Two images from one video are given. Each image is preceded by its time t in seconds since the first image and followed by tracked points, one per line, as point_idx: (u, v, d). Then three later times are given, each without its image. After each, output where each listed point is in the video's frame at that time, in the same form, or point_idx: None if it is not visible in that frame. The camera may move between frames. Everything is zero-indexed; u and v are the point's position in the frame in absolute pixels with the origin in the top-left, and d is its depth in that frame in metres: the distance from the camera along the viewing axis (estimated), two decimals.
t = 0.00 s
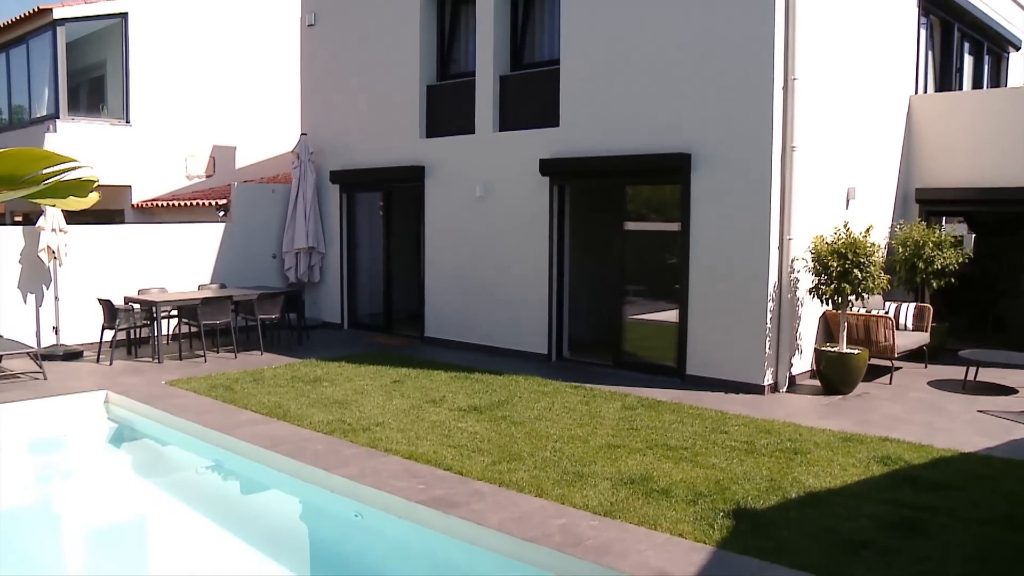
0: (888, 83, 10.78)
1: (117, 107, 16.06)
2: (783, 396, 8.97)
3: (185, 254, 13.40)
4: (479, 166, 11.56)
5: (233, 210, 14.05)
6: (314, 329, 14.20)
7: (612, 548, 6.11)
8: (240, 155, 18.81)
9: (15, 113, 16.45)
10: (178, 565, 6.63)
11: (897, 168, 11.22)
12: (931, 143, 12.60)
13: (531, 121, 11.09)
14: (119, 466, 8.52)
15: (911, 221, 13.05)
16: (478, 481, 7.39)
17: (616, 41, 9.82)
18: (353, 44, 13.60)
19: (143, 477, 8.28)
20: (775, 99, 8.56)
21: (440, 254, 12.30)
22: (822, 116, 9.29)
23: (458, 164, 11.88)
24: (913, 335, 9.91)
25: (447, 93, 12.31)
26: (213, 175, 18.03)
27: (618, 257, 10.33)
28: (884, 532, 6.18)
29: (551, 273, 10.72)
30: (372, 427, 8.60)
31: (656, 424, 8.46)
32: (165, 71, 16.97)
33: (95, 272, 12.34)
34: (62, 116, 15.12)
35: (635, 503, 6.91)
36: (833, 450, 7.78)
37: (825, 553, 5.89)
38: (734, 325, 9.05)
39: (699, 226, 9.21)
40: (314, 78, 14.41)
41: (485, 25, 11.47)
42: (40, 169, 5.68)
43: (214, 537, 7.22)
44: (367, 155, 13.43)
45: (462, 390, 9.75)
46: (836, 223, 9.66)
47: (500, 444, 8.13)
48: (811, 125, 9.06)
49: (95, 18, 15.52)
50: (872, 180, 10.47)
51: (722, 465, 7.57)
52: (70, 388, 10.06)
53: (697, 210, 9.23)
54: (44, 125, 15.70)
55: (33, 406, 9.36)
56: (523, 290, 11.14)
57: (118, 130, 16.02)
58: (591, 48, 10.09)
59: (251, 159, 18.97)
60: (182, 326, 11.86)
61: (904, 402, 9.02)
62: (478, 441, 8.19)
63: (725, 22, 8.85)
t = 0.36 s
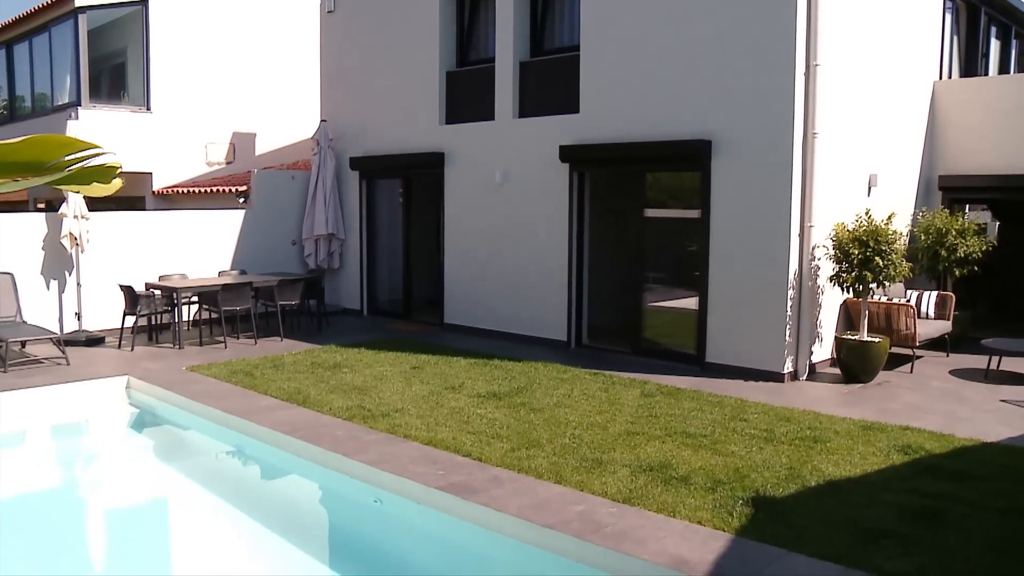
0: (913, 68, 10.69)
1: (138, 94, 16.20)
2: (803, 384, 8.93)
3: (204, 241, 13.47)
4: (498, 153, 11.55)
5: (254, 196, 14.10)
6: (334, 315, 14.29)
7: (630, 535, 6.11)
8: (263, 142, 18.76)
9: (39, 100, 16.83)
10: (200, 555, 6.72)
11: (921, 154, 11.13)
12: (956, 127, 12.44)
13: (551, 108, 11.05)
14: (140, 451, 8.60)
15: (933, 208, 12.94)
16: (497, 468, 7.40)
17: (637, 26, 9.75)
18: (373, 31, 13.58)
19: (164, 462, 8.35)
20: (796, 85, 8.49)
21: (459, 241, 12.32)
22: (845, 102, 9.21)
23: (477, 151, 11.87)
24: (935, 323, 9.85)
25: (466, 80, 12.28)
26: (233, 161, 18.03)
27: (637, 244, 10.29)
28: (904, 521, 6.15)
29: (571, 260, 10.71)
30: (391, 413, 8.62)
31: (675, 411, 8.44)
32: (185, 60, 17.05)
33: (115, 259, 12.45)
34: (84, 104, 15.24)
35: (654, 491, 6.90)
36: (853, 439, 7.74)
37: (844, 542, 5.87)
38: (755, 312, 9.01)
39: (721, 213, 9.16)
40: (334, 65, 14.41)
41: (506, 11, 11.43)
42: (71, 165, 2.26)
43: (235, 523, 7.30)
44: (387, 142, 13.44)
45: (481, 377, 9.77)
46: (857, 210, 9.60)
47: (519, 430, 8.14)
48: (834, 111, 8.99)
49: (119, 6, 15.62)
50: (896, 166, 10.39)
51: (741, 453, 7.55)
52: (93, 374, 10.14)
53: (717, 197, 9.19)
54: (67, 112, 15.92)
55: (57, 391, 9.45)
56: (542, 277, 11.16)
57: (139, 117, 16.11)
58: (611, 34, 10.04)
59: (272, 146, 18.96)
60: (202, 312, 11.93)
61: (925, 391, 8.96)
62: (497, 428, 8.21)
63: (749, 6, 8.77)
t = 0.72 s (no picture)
0: (945, 54, 10.57)
1: (165, 82, 16.37)
2: (829, 374, 8.88)
3: (229, 230, 13.55)
4: (524, 141, 11.54)
5: (280, 184, 14.20)
6: (360, 303, 14.38)
7: (655, 524, 6.10)
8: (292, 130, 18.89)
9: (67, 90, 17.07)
10: (227, 541, 6.80)
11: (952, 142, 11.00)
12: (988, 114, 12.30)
13: (577, 96, 11.02)
14: (167, 436, 8.69)
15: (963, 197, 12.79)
16: (521, 456, 7.41)
17: (665, 13, 9.68)
18: (399, 19, 13.58)
19: (190, 448, 8.44)
20: (824, 73, 8.41)
21: (484, 230, 12.35)
22: (874, 90, 9.12)
23: (502, 139, 11.87)
24: (963, 314, 9.76)
25: (492, 68, 12.25)
26: (259, 150, 18.10)
27: (662, 233, 10.25)
28: (931, 513, 6.10)
29: (596, 248, 10.70)
30: (416, 401, 8.65)
31: (700, 401, 8.41)
32: (212, 48, 17.16)
33: (143, 247, 12.60)
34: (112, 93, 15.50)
35: (679, 480, 6.89)
36: (879, 429, 7.68)
37: (870, 533, 5.83)
38: (782, 301, 8.96)
39: (747, 202, 9.11)
40: (360, 54, 14.44)
41: None
42: (98, 153, 1.81)
43: (261, 508, 7.37)
44: (412, 131, 13.46)
45: (506, 365, 9.78)
46: (885, 199, 9.51)
47: (543, 419, 8.14)
48: (863, 98, 8.90)
49: None
50: (926, 154, 10.29)
51: (766, 443, 7.52)
52: (122, 360, 10.26)
53: (744, 185, 9.13)
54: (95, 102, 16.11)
55: (86, 377, 9.59)
56: (566, 266, 11.16)
57: (166, 105, 16.27)
58: (638, 22, 9.98)
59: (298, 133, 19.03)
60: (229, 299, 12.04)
61: (953, 382, 8.88)
62: (522, 416, 8.21)
63: None
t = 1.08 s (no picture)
0: (987, 41, 10.42)
1: (199, 72, 16.58)
2: (862, 365, 8.81)
3: (260, 219, 13.59)
4: (556, 130, 11.53)
5: (313, 172, 14.29)
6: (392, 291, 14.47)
7: (685, 514, 6.07)
8: (326, 118, 19.06)
9: (103, 80, 17.41)
10: (259, 527, 6.87)
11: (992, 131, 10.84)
12: None
13: (609, 85, 10.97)
14: (200, 422, 8.78)
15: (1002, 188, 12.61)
16: (552, 444, 7.41)
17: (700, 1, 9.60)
18: (431, 8, 13.57)
19: (223, 434, 8.52)
20: (860, 61, 8.31)
21: (515, 219, 12.36)
22: (912, 77, 9.02)
23: (534, 128, 11.87)
24: (1000, 306, 9.64)
25: (524, 56, 12.22)
26: (291, 138, 18.29)
27: (693, 223, 10.19)
28: (965, 507, 6.02)
29: (627, 237, 10.69)
30: (446, 389, 8.68)
31: (731, 391, 8.37)
32: (245, 37, 17.21)
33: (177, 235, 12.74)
34: (146, 82, 15.83)
35: (709, 470, 6.85)
36: (913, 422, 7.60)
37: (902, 527, 5.77)
38: (815, 291, 8.90)
39: (780, 191, 9.05)
40: (392, 42, 14.45)
41: None
42: (137, 139, 2.13)
43: (292, 494, 7.44)
44: (443, 120, 13.49)
45: (537, 354, 9.78)
46: (921, 189, 9.40)
47: (574, 408, 8.14)
48: (900, 86, 8.80)
49: None
50: (964, 143, 10.17)
51: (798, 434, 7.46)
52: (157, 346, 10.40)
53: (777, 174, 9.07)
54: (130, 91, 16.47)
55: (122, 362, 9.73)
56: (596, 255, 11.15)
57: (199, 95, 16.46)
58: (672, 9, 9.91)
59: (330, 121, 19.10)
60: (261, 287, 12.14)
61: (988, 374, 8.77)
62: (552, 405, 8.22)
63: None
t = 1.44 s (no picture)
0: None
1: (230, 62, 16.78)
2: (894, 358, 8.73)
3: (288, 209, 13.69)
4: (586, 120, 11.52)
5: (343, 162, 14.37)
6: (421, 281, 14.54)
7: (715, 506, 6.04)
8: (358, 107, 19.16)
9: (136, 71, 17.66)
10: (289, 515, 6.93)
11: None
12: None
13: (640, 75, 10.94)
14: (231, 409, 8.86)
15: None
16: (581, 435, 7.40)
17: None
18: None
19: (253, 422, 8.59)
20: (894, 51, 8.21)
21: (545, 209, 12.37)
22: (950, 66, 8.92)
23: (564, 118, 11.87)
24: None
25: (554, 47, 12.19)
26: (321, 129, 18.35)
27: (723, 215, 10.14)
28: (999, 504, 5.94)
29: (658, 227, 10.66)
30: (476, 379, 8.69)
31: (761, 383, 8.33)
32: (275, 28, 17.31)
33: (207, 225, 12.87)
34: (178, 73, 16.03)
35: (739, 463, 6.81)
36: (946, 416, 7.51)
37: (934, 522, 5.71)
38: (846, 282, 8.86)
39: (813, 182, 8.99)
40: (422, 33, 14.47)
41: None
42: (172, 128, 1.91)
43: (322, 482, 7.49)
44: (472, 111, 13.51)
45: (566, 344, 9.76)
46: (956, 180, 9.29)
47: (603, 398, 8.13)
48: (936, 76, 8.70)
49: None
50: (1003, 133, 10.03)
51: (828, 427, 7.41)
52: (189, 334, 10.51)
53: (809, 165, 9.01)
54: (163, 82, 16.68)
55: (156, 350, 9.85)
56: (626, 245, 11.14)
57: (231, 86, 16.60)
58: None
59: (361, 111, 19.14)
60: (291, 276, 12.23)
61: None
62: (582, 395, 8.21)
63: None
